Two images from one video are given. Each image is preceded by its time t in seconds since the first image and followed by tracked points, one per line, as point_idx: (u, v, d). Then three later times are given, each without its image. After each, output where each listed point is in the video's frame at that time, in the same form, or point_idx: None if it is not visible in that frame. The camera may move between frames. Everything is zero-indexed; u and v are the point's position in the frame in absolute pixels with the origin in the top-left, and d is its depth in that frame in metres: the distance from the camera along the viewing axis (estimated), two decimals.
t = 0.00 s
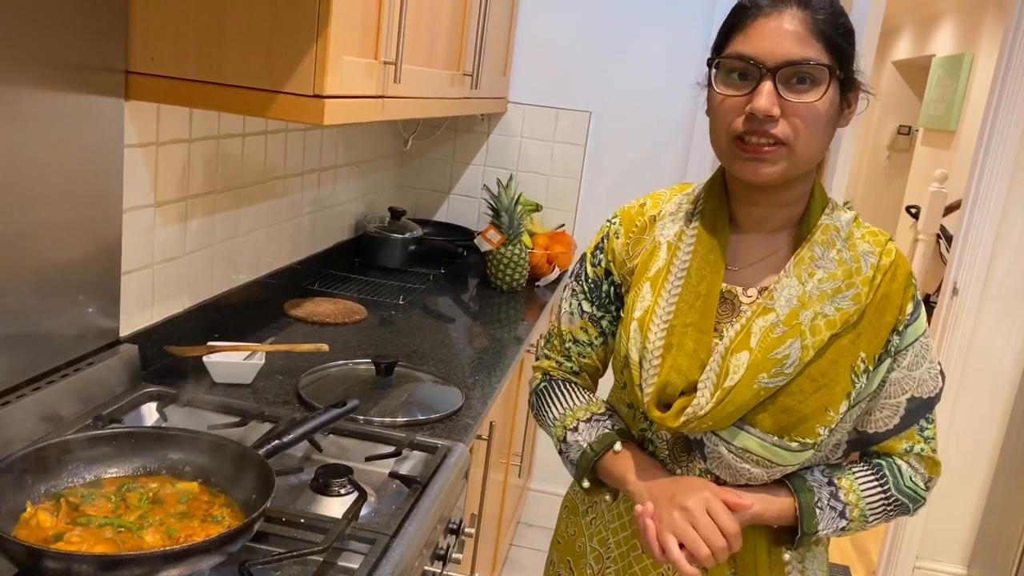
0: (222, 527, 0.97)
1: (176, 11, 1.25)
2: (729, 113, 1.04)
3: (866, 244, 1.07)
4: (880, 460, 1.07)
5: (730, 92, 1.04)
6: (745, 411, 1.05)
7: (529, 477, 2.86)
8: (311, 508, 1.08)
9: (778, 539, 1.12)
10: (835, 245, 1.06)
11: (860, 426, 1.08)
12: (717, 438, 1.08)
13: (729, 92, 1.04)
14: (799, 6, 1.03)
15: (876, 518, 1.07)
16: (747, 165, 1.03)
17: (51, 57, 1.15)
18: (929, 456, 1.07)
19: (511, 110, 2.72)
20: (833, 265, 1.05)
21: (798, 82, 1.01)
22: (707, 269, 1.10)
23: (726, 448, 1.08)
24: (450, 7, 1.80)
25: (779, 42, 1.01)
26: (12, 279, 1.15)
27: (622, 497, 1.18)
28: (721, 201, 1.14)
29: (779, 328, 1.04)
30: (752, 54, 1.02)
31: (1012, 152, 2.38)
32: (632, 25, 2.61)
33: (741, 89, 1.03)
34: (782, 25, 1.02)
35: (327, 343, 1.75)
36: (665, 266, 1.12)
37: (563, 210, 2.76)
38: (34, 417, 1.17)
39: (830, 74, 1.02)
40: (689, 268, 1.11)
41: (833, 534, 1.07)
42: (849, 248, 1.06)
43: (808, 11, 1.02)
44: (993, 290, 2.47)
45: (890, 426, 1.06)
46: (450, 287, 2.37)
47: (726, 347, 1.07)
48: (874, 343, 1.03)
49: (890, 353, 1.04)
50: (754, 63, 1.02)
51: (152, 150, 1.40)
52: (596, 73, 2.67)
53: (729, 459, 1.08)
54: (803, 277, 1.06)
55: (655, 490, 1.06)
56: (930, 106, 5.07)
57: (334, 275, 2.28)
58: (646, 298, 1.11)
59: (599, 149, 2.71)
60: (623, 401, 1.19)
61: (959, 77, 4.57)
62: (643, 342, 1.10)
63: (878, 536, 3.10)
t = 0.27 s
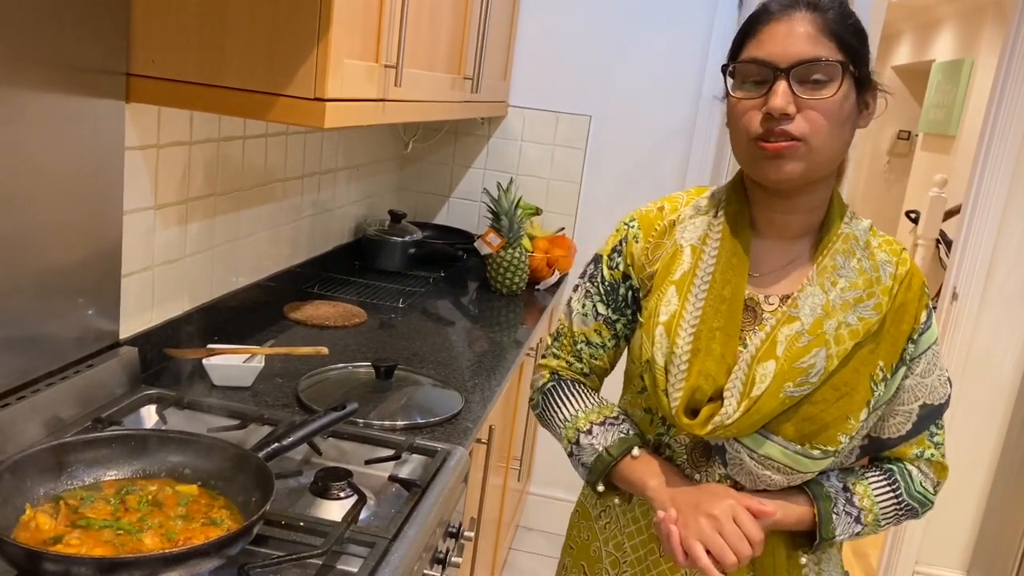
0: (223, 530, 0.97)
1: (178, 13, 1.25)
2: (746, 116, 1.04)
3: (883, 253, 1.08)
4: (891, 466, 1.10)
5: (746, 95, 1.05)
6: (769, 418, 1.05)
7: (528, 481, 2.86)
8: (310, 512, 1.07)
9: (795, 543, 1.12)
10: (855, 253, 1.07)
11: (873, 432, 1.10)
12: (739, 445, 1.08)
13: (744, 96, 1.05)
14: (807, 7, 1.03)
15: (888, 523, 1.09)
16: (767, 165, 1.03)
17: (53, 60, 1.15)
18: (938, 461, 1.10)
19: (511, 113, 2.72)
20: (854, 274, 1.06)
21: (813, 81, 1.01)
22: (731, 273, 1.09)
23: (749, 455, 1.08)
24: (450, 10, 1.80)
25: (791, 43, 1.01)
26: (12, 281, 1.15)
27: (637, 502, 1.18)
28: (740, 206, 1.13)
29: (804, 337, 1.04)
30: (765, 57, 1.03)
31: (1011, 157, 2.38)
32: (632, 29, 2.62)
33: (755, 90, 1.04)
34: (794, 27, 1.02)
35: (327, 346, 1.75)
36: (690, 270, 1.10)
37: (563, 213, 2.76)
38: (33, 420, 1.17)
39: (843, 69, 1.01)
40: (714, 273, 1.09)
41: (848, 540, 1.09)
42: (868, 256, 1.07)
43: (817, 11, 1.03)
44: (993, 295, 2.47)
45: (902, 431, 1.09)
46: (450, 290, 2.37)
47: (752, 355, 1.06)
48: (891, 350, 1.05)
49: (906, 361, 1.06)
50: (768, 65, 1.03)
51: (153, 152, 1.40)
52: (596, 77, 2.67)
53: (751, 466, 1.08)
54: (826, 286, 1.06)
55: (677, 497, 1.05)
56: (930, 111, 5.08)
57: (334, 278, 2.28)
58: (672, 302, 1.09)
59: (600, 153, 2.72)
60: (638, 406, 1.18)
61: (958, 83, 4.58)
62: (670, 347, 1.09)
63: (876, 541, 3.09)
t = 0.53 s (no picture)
0: (223, 533, 0.97)
1: (179, 16, 1.25)
2: (760, 124, 1.04)
3: (899, 261, 1.08)
4: (908, 471, 1.10)
5: (759, 103, 1.05)
6: (791, 424, 1.05)
7: (527, 485, 2.85)
8: (310, 514, 1.07)
9: (811, 546, 1.12)
10: (872, 260, 1.07)
11: (890, 438, 1.11)
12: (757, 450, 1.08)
13: (758, 103, 1.05)
14: (817, 14, 1.04)
15: (905, 527, 1.10)
16: (784, 170, 1.03)
17: (54, 63, 1.16)
18: (954, 466, 1.10)
19: (511, 117, 2.73)
20: (872, 281, 1.07)
21: (826, 86, 1.02)
22: (751, 278, 1.09)
23: (769, 461, 1.08)
24: (451, 14, 1.80)
25: (801, 50, 1.02)
26: (12, 283, 1.14)
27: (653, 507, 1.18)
28: (759, 211, 1.12)
29: (825, 344, 1.05)
30: (776, 65, 1.03)
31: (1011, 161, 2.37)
32: (631, 34, 2.62)
33: (769, 97, 1.04)
34: (803, 34, 1.03)
35: (326, 349, 1.75)
36: (711, 275, 1.10)
37: (563, 217, 2.76)
38: (33, 422, 1.17)
39: (856, 74, 1.02)
40: (735, 278, 1.09)
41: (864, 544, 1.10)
42: (884, 264, 1.08)
43: (827, 19, 1.04)
44: (992, 301, 2.47)
45: (918, 436, 1.09)
46: (449, 294, 2.37)
47: (773, 362, 1.06)
48: (908, 357, 1.06)
49: (921, 367, 1.07)
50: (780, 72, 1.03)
51: (153, 155, 1.40)
52: (596, 81, 2.68)
53: (771, 472, 1.08)
54: (845, 293, 1.06)
55: (692, 498, 1.05)
56: (929, 116, 5.09)
57: (334, 281, 2.28)
58: (692, 306, 1.09)
59: (600, 157, 2.72)
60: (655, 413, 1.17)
61: (957, 88, 4.59)
62: (693, 351, 1.09)
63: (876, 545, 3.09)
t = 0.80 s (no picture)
0: (224, 535, 0.97)
1: (181, 20, 1.25)
2: (774, 139, 1.05)
3: (909, 270, 1.08)
4: (916, 480, 1.10)
5: (773, 118, 1.05)
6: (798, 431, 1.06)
7: (526, 487, 2.85)
8: (311, 517, 1.07)
9: (820, 553, 1.13)
10: (881, 269, 1.07)
11: (898, 447, 1.11)
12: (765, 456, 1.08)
13: (773, 118, 1.06)
14: (833, 28, 1.03)
15: (913, 536, 1.10)
16: (796, 188, 1.03)
17: (57, 65, 1.16)
18: (963, 476, 1.10)
19: (511, 121, 2.73)
20: (880, 290, 1.06)
21: (840, 103, 1.02)
22: (760, 286, 1.09)
23: (777, 467, 1.08)
24: (451, 16, 1.80)
25: (816, 66, 1.02)
26: (13, 286, 1.14)
27: (664, 514, 1.18)
28: (769, 219, 1.12)
29: (833, 351, 1.05)
30: (791, 80, 1.04)
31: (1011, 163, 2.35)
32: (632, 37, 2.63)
33: (784, 113, 1.04)
34: (819, 49, 1.03)
35: (326, 351, 1.75)
36: (720, 281, 1.11)
37: (563, 220, 2.77)
38: (34, 424, 1.17)
39: (870, 92, 1.02)
40: (743, 285, 1.10)
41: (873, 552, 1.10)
42: (893, 273, 1.07)
43: (841, 33, 1.03)
44: (991, 304, 2.45)
45: (926, 446, 1.09)
46: (450, 297, 2.37)
47: (781, 368, 1.06)
48: (915, 366, 1.05)
49: (929, 377, 1.07)
50: (795, 87, 1.03)
51: (154, 157, 1.40)
52: (596, 85, 2.68)
53: (778, 477, 1.08)
54: (853, 301, 1.06)
55: (705, 506, 1.06)
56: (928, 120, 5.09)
57: (334, 284, 2.28)
58: (700, 313, 1.10)
59: (599, 160, 2.72)
60: (669, 418, 1.17)
61: (956, 91, 4.59)
62: (700, 357, 1.09)
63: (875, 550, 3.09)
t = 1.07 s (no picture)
0: (222, 537, 0.97)
1: (181, 21, 1.26)
2: (778, 136, 1.05)
3: (909, 275, 1.08)
4: (916, 484, 1.10)
5: (780, 115, 1.05)
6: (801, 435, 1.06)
7: (524, 490, 2.85)
8: (309, 519, 1.07)
9: (822, 556, 1.12)
10: (882, 274, 1.08)
11: (898, 450, 1.11)
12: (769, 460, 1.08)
13: (779, 115, 1.05)
14: (848, 33, 1.04)
15: (913, 538, 1.11)
16: (796, 187, 1.03)
17: (55, 66, 1.16)
18: (961, 480, 1.10)
19: (510, 123, 2.73)
20: (881, 294, 1.07)
21: (848, 107, 1.02)
22: (762, 290, 1.09)
23: (779, 470, 1.08)
24: (450, 18, 1.80)
25: (827, 67, 1.02)
26: (11, 287, 1.14)
27: (665, 518, 1.18)
28: (772, 222, 1.12)
29: (836, 355, 1.05)
30: (801, 79, 1.04)
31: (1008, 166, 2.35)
32: (631, 40, 2.63)
33: (791, 112, 1.04)
34: (833, 51, 1.03)
35: (325, 353, 1.75)
36: (722, 285, 1.11)
37: (562, 222, 2.77)
38: (32, 426, 1.17)
39: (879, 100, 1.02)
40: (746, 288, 1.09)
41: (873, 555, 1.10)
42: (894, 278, 1.08)
43: (856, 38, 1.04)
44: (989, 307, 2.45)
45: (926, 450, 1.10)
46: (448, 299, 2.37)
47: (784, 371, 1.07)
48: (915, 371, 1.06)
49: (929, 381, 1.07)
50: (804, 87, 1.03)
51: (153, 159, 1.40)
52: (595, 88, 2.68)
53: (781, 481, 1.08)
54: (855, 305, 1.06)
55: (707, 508, 1.06)
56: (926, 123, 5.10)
57: (333, 286, 2.28)
58: (703, 317, 1.10)
59: (598, 162, 2.72)
60: (669, 422, 1.17)
61: (954, 94, 4.60)
62: (703, 361, 1.09)
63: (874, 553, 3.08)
